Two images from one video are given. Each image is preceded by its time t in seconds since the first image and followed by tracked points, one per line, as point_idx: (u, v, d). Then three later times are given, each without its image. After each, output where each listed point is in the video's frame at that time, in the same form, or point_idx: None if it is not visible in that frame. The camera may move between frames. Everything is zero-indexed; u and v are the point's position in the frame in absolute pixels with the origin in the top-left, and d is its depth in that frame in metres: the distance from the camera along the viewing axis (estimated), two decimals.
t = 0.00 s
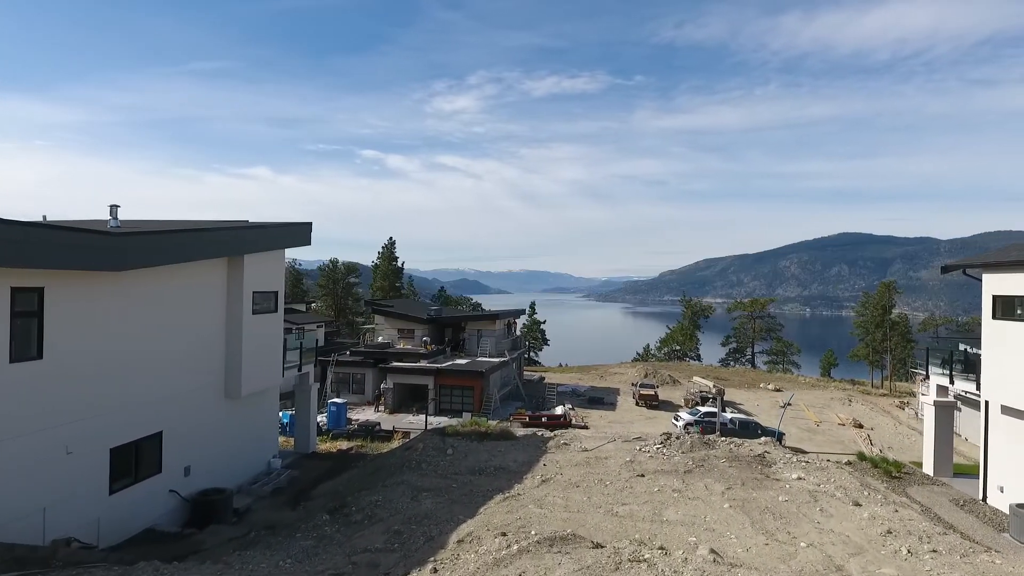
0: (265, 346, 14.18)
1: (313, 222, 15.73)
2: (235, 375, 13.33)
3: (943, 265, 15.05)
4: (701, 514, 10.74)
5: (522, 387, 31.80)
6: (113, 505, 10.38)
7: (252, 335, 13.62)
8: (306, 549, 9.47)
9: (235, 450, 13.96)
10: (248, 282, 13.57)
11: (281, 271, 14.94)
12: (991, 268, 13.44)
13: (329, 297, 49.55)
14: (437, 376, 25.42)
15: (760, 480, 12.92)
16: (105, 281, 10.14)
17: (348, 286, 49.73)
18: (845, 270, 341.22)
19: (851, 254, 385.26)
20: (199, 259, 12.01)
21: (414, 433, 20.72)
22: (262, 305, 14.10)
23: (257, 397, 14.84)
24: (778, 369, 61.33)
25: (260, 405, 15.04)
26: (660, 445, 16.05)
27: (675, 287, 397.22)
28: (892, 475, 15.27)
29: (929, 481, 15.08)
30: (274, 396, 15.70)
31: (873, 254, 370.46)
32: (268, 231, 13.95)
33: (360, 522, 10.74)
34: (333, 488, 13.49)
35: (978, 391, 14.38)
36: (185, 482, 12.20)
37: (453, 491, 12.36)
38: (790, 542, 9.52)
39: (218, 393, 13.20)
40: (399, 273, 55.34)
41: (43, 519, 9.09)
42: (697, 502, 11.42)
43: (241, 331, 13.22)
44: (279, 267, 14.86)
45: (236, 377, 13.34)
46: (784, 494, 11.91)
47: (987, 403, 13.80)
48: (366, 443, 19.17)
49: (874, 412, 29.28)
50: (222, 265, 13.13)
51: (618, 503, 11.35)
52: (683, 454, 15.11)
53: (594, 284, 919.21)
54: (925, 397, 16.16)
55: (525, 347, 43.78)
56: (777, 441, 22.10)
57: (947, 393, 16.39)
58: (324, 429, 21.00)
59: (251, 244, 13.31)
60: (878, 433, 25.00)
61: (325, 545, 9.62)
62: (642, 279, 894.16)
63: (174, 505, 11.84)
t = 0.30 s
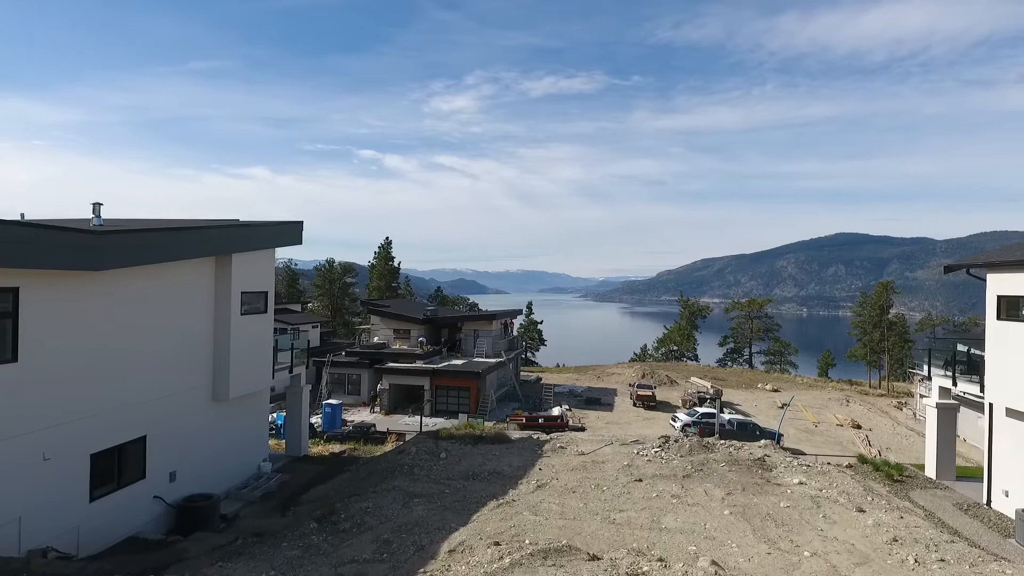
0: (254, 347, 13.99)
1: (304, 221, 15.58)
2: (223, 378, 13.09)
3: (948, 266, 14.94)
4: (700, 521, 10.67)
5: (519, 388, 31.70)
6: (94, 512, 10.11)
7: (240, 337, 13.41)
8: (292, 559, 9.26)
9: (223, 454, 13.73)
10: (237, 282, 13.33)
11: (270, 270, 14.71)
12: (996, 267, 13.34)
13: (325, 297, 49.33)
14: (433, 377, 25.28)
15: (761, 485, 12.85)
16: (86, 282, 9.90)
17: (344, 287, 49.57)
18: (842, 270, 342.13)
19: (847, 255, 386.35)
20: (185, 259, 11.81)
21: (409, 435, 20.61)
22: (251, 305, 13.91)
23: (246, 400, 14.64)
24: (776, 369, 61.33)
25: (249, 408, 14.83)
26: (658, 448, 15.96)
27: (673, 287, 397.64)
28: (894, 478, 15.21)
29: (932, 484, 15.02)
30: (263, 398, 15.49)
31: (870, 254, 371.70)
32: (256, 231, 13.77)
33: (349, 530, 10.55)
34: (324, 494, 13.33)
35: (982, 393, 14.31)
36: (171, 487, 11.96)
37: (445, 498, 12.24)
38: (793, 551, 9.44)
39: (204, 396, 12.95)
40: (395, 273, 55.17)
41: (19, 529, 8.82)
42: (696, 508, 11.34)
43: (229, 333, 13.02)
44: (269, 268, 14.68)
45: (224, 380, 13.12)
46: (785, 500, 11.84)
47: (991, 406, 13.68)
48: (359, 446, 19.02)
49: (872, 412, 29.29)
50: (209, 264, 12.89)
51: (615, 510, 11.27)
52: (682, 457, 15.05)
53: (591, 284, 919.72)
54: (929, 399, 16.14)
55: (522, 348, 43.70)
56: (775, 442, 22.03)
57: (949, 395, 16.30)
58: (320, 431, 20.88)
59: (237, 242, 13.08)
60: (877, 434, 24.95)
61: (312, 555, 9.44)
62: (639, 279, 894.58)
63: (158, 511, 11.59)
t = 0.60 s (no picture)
0: (244, 349, 13.85)
1: (295, 221, 15.50)
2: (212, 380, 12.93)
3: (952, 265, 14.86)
4: (700, 528, 10.59)
5: (517, 388, 31.64)
6: (77, 519, 9.92)
7: (230, 338, 13.28)
8: (278, 569, 9.09)
9: (211, 458, 13.57)
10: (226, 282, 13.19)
11: (262, 271, 14.57)
12: (1002, 266, 13.26)
13: (323, 297, 49.21)
14: (431, 378, 25.15)
15: (762, 490, 12.80)
16: (70, 282, 9.75)
17: (342, 287, 49.48)
18: (840, 270, 342.43)
19: (846, 254, 386.72)
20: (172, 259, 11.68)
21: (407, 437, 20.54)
22: (240, 306, 13.79)
23: (236, 403, 14.48)
24: (775, 369, 61.25)
25: (239, 411, 14.67)
26: (657, 451, 15.91)
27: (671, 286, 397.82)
28: (898, 481, 15.17)
29: (935, 487, 14.97)
30: (254, 401, 15.33)
31: (868, 254, 372.12)
32: (246, 230, 13.66)
33: (338, 537, 10.41)
34: (316, 498, 13.21)
35: (985, 395, 14.24)
36: (157, 493, 11.76)
37: (439, 504, 12.14)
38: (797, 559, 9.36)
39: (192, 399, 12.78)
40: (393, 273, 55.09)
41: None
42: (697, 515, 11.26)
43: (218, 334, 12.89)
44: (259, 268, 14.56)
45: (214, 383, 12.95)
46: (788, 506, 11.78)
47: (997, 407, 13.58)
48: (353, 448, 18.90)
49: (872, 412, 29.26)
50: (197, 264, 12.74)
51: (613, 516, 11.20)
52: (682, 461, 15.01)
53: (590, 284, 919.91)
54: (931, 400, 16.13)
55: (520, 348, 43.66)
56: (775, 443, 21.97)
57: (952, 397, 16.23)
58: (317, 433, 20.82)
59: (226, 241, 12.94)
60: (877, 434, 24.90)
61: (299, 564, 9.29)
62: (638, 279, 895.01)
63: (145, 517, 11.41)
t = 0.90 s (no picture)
0: (237, 350, 13.64)
1: (290, 219, 15.37)
2: (204, 382, 12.72)
3: (960, 265, 14.76)
4: (703, 535, 10.50)
5: (516, 389, 31.58)
6: (61, 525, 9.65)
7: (222, 339, 13.06)
8: None
9: (203, 462, 13.33)
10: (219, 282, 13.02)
11: (256, 271, 14.42)
12: (1013, 267, 13.13)
13: (322, 297, 49.21)
14: (431, 378, 25.09)
15: (766, 495, 12.71)
16: (59, 283, 9.56)
17: (341, 287, 49.51)
18: (840, 270, 342.41)
19: (847, 254, 386.38)
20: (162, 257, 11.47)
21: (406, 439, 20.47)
22: (233, 306, 13.59)
23: (229, 405, 14.26)
24: (776, 369, 61.13)
25: (232, 413, 14.43)
26: (659, 455, 15.84)
27: (672, 287, 397.56)
28: (904, 485, 15.09)
29: (942, 492, 14.88)
30: (248, 403, 15.11)
31: (869, 254, 371.91)
32: (239, 229, 13.47)
33: (329, 546, 10.26)
34: (310, 502, 13.13)
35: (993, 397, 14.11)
36: (146, 498, 11.53)
37: (434, 509, 12.02)
38: (803, 568, 9.26)
39: (184, 402, 12.56)
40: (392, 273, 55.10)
41: None
42: (699, 521, 11.16)
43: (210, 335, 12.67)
44: (253, 267, 14.38)
45: (206, 385, 12.74)
46: (793, 512, 11.69)
47: (1006, 410, 13.44)
48: (349, 450, 18.79)
49: (874, 413, 29.18)
50: (190, 264, 12.56)
51: (613, 523, 11.10)
52: (683, 465, 14.93)
53: (591, 284, 919.69)
54: (937, 402, 15.94)
55: (520, 348, 43.66)
56: (776, 444, 21.87)
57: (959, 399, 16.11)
58: (316, 435, 20.76)
59: (218, 241, 12.78)
60: (879, 435, 24.79)
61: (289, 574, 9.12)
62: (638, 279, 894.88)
63: (134, 523, 11.16)
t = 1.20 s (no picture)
0: (230, 352, 13.50)
1: (284, 219, 15.30)
2: (195, 385, 12.58)
3: (968, 264, 14.64)
4: (707, 543, 10.39)
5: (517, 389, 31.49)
6: (47, 532, 9.45)
7: (213, 340, 12.92)
8: None
9: (196, 466, 13.18)
10: (211, 282, 12.91)
11: (249, 271, 14.31)
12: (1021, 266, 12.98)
13: (322, 297, 49.16)
14: (430, 379, 25.02)
15: (771, 501, 12.60)
16: (46, 283, 9.44)
17: (340, 287, 49.41)
18: (841, 270, 342.10)
19: (848, 254, 386.15)
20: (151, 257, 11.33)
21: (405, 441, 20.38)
22: (225, 307, 13.46)
23: (222, 408, 14.11)
24: (777, 369, 61.00)
25: (225, 416, 14.28)
26: (661, 459, 15.76)
27: (673, 286, 397.38)
28: (910, 490, 14.96)
29: (950, 496, 14.72)
30: (242, 405, 14.98)
31: (870, 254, 371.64)
32: (230, 228, 13.36)
33: (320, 555, 10.12)
34: (303, 508, 13.04)
35: (1003, 400, 13.91)
36: (136, 504, 11.36)
37: (428, 516, 11.90)
38: None
39: (175, 404, 12.41)
40: (392, 273, 55.08)
41: None
42: (703, 529, 11.05)
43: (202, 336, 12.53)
44: (246, 268, 14.27)
45: (197, 387, 12.59)
46: (799, 520, 11.57)
47: (1017, 413, 13.25)
48: (347, 453, 18.71)
49: (876, 414, 29.03)
50: (180, 263, 12.44)
51: (614, 530, 11.00)
52: (686, 469, 14.83)
53: (591, 284, 919.43)
54: (946, 405, 15.68)
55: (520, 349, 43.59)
56: (779, 446, 21.76)
57: (966, 402, 15.94)
58: (315, 437, 20.71)
59: (210, 240, 12.67)
60: (882, 436, 24.67)
61: None
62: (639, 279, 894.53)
63: (123, 529, 10.98)
